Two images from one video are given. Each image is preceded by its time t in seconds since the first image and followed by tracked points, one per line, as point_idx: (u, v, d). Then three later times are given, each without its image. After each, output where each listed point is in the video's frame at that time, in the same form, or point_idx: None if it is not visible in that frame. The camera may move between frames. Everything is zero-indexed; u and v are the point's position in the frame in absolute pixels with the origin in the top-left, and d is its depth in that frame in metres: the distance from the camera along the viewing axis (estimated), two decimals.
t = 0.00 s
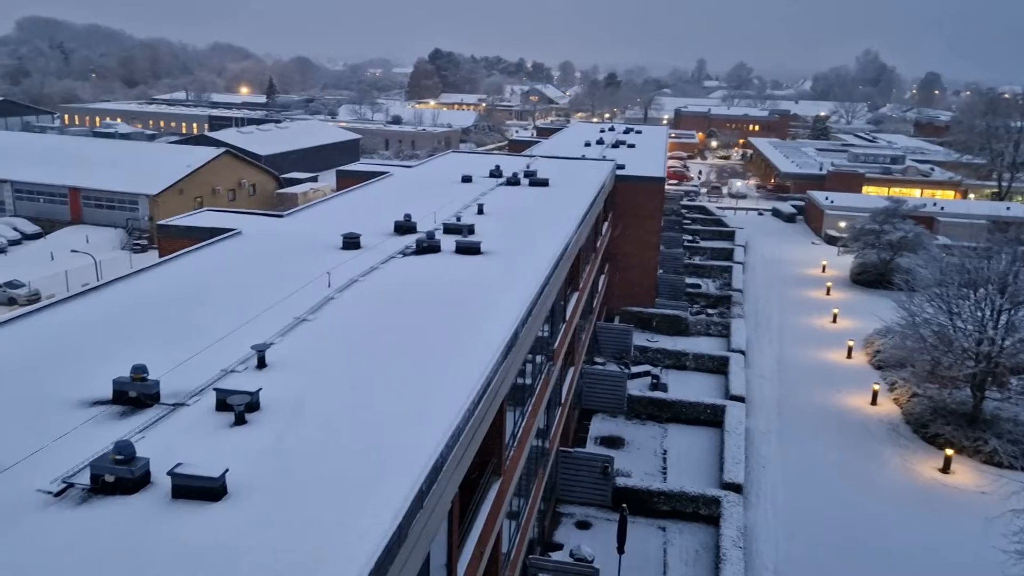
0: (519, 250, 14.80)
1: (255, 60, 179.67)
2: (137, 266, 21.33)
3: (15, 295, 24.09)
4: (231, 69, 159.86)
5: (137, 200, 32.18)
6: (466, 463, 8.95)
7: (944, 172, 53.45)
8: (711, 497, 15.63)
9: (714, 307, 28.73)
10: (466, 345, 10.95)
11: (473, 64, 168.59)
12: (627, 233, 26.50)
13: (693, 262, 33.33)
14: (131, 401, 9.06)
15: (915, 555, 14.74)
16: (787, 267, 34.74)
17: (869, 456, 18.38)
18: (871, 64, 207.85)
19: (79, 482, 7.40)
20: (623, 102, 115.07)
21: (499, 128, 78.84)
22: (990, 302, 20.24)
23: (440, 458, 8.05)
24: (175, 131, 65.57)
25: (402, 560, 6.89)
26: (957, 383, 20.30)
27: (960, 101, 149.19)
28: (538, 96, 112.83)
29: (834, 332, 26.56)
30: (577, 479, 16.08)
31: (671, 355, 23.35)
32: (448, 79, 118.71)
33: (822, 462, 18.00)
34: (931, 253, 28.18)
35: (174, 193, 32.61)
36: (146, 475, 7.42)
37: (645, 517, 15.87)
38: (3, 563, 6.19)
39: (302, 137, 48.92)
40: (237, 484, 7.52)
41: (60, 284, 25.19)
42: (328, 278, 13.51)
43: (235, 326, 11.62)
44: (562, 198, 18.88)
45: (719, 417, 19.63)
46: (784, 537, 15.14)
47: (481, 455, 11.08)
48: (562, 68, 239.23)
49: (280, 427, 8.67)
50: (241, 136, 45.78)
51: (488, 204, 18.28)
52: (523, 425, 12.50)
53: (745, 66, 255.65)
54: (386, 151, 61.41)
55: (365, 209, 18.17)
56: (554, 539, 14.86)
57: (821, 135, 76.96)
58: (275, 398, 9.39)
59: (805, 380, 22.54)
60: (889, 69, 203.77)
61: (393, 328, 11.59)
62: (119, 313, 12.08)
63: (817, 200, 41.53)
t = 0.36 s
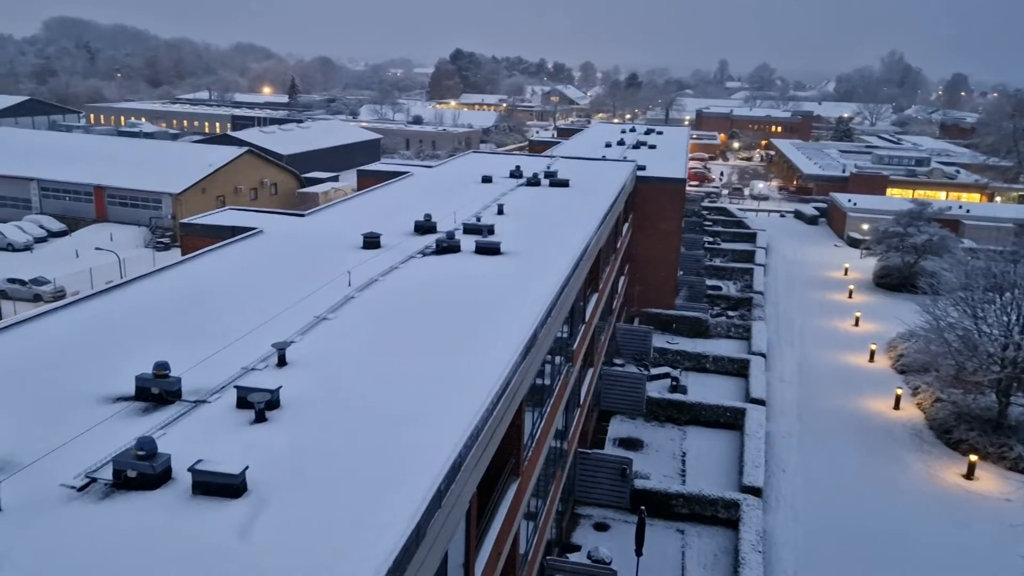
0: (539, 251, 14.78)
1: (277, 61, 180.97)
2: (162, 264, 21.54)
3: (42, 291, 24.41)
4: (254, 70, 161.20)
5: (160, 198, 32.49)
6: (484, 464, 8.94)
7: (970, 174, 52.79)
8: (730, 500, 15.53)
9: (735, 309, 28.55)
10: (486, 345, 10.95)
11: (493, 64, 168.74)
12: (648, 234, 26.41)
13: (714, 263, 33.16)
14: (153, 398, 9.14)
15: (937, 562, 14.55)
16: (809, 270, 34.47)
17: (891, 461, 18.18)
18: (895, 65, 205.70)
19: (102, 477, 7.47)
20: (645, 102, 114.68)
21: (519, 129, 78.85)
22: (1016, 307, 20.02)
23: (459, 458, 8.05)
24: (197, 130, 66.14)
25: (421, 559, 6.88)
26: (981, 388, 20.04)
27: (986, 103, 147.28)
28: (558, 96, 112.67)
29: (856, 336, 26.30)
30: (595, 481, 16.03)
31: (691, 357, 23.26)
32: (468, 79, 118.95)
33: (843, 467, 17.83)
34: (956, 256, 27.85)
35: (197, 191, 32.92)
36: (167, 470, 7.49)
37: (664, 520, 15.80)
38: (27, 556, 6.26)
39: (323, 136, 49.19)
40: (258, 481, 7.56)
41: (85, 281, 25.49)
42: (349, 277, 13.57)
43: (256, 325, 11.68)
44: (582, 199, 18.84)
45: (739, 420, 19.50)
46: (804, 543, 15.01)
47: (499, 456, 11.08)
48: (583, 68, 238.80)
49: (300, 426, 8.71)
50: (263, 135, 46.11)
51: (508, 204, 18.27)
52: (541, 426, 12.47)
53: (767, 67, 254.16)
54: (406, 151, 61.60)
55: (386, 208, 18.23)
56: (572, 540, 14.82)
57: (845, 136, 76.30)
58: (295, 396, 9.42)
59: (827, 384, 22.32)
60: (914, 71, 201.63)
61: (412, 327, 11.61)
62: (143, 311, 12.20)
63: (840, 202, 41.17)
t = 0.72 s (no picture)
0: (563, 251, 14.74)
1: (303, 62, 182.56)
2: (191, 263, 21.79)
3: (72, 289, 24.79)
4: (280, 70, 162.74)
5: (187, 198, 32.87)
6: (507, 464, 8.92)
7: (1003, 174, 51.91)
8: (755, 502, 15.41)
9: (761, 310, 28.32)
10: (510, 346, 10.93)
11: (517, 64, 168.76)
12: (673, 233, 26.27)
13: (739, 264, 32.93)
14: (180, 395, 9.25)
15: (966, 569, 14.31)
16: (836, 271, 34.10)
17: (920, 465, 17.91)
18: (925, 63, 203.01)
19: (131, 473, 7.56)
20: (670, 101, 114.07)
21: (544, 128, 78.80)
22: None
23: (482, 458, 8.05)
24: (225, 131, 66.87)
25: (443, 559, 6.88)
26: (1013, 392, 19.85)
27: (1019, 102, 144.76)
28: (583, 96, 112.39)
29: (884, 337, 25.96)
30: (618, 482, 15.97)
31: (716, 358, 23.11)
32: (493, 79, 119.14)
33: (870, 471, 17.58)
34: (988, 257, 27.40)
35: (224, 191, 33.27)
36: (194, 467, 7.57)
37: (688, 522, 15.71)
38: (57, 550, 6.35)
39: (348, 136, 49.50)
40: (282, 479, 7.61)
41: (114, 279, 25.85)
42: (373, 277, 13.63)
43: (281, 323, 11.77)
44: (606, 199, 18.80)
45: (764, 422, 19.34)
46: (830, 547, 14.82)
47: (522, 456, 11.06)
48: (608, 68, 238.07)
49: (322, 424, 8.74)
50: (288, 136, 46.49)
51: (532, 204, 18.27)
52: (564, 427, 12.43)
53: (794, 66, 252.02)
54: (430, 151, 61.84)
55: (411, 208, 18.29)
56: (595, 541, 14.78)
57: (873, 135, 75.45)
58: (320, 395, 9.46)
59: (854, 386, 22.04)
60: (944, 69, 198.77)
61: (436, 327, 11.64)
62: (171, 309, 12.35)
63: (869, 202, 40.70)
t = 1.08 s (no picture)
0: (589, 250, 14.69)
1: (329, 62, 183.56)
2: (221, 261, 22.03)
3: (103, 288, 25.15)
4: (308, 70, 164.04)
5: (215, 198, 33.24)
6: (531, 463, 8.90)
7: None
8: (783, 504, 15.25)
9: (789, 310, 28.05)
10: (534, 345, 10.91)
11: (543, 62, 168.68)
12: (700, 232, 26.10)
13: (767, 263, 32.64)
14: (209, 393, 9.35)
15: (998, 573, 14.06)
16: (866, 270, 33.68)
17: (952, 467, 17.62)
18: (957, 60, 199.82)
19: (160, 469, 7.65)
20: (697, 99, 113.38)
21: (569, 127, 78.68)
22: None
23: (507, 457, 8.04)
24: (252, 131, 67.53)
25: (467, 558, 6.87)
26: None
27: None
28: (608, 95, 112.06)
29: (915, 337, 25.60)
30: (644, 482, 15.89)
31: (743, 357, 22.94)
32: (519, 78, 119.19)
33: (900, 472, 17.34)
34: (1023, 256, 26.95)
35: (251, 191, 33.59)
36: (221, 464, 7.64)
37: (715, 523, 15.60)
38: (88, 545, 6.44)
39: (374, 136, 49.76)
40: (308, 476, 7.65)
41: (144, 278, 26.21)
42: (398, 276, 13.68)
43: (308, 322, 11.84)
44: (632, 198, 18.70)
45: (792, 422, 19.16)
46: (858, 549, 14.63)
47: (547, 456, 11.03)
48: (634, 66, 237.01)
49: (348, 423, 8.78)
50: (315, 136, 46.85)
51: (558, 203, 18.23)
52: (590, 426, 12.38)
53: (822, 63, 249.37)
54: (456, 150, 62.01)
55: (438, 207, 18.33)
56: (620, 541, 14.74)
57: (904, 133, 74.43)
58: (346, 393, 9.51)
59: (884, 387, 21.76)
60: (976, 64, 195.45)
61: (461, 326, 11.63)
62: (199, 308, 12.47)
63: (899, 200, 40.17)
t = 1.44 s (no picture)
0: (611, 250, 14.65)
1: (352, 63, 184.50)
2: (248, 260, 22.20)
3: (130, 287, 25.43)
4: (331, 71, 164.99)
5: (240, 198, 33.51)
6: (553, 463, 8.88)
7: None
8: (807, 506, 15.12)
9: (813, 310, 27.82)
10: (557, 345, 10.90)
11: (565, 62, 168.42)
12: (723, 233, 25.94)
13: (792, 263, 32.38)
14: (233, 391, 9.43)
15: None
16: (893, 271, 33.31)
17: (980, 470, 17.37)
18: (986, 58, 196.95)
19: (185, 466, 7.71)
20: (720, 99, 112.60)
21: (592, 127, 78.54)
22: None
23: (529, 457, 8.03)
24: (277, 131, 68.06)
25: (489, 558, 6.87)
26: None
27: None
28: (631, 95, 111.63)
29: (943, 339, 25.25)
30: (666, 483, 15.80)
31: (768, 359, 22.77)
32: (541, 78, 119.09)
33: (926, 476, 17.12)
34: None
35: (275, 191, 33.83)
36: (245, 462, 7.69)
37: (738, 525, 15.49)
38: (115, 540, 6.52)
39: (397, 136, 49.93)
40: (331, 475, 7.68)
41: (170, 277, 26.47)
42: (421, 275, 13.73)
43: (331, 321, 11.89)
44: (655, 197, 18.62)
45: (816, 424, 18.99)
46: (884, 553, 14.45)
47: (569, 456, 11.00)
48: (657, 65, 235.72)
49: (370, 422, 8.82)
50: (339, 136, 47.13)
51: (580, 203, 18.20)
52: (612, 427, 12.34)
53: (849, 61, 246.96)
54: (478, 150, 62.09)
55: (461, 207, 18.37)
56: (642, 542, 14.68)
57: (932, 132, 73.51)
58: (369, 393, 9.55)
59: (911, 389, 21.52)
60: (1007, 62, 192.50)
61: (483, 326, 11.64)
62: (224, 307, 12.59)
63: (927, 200, 39.68)
